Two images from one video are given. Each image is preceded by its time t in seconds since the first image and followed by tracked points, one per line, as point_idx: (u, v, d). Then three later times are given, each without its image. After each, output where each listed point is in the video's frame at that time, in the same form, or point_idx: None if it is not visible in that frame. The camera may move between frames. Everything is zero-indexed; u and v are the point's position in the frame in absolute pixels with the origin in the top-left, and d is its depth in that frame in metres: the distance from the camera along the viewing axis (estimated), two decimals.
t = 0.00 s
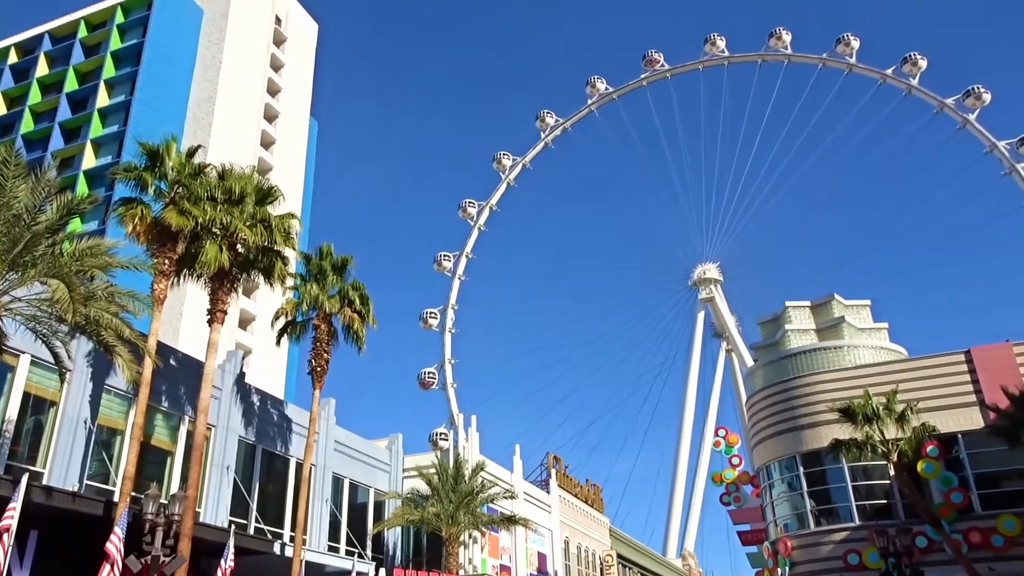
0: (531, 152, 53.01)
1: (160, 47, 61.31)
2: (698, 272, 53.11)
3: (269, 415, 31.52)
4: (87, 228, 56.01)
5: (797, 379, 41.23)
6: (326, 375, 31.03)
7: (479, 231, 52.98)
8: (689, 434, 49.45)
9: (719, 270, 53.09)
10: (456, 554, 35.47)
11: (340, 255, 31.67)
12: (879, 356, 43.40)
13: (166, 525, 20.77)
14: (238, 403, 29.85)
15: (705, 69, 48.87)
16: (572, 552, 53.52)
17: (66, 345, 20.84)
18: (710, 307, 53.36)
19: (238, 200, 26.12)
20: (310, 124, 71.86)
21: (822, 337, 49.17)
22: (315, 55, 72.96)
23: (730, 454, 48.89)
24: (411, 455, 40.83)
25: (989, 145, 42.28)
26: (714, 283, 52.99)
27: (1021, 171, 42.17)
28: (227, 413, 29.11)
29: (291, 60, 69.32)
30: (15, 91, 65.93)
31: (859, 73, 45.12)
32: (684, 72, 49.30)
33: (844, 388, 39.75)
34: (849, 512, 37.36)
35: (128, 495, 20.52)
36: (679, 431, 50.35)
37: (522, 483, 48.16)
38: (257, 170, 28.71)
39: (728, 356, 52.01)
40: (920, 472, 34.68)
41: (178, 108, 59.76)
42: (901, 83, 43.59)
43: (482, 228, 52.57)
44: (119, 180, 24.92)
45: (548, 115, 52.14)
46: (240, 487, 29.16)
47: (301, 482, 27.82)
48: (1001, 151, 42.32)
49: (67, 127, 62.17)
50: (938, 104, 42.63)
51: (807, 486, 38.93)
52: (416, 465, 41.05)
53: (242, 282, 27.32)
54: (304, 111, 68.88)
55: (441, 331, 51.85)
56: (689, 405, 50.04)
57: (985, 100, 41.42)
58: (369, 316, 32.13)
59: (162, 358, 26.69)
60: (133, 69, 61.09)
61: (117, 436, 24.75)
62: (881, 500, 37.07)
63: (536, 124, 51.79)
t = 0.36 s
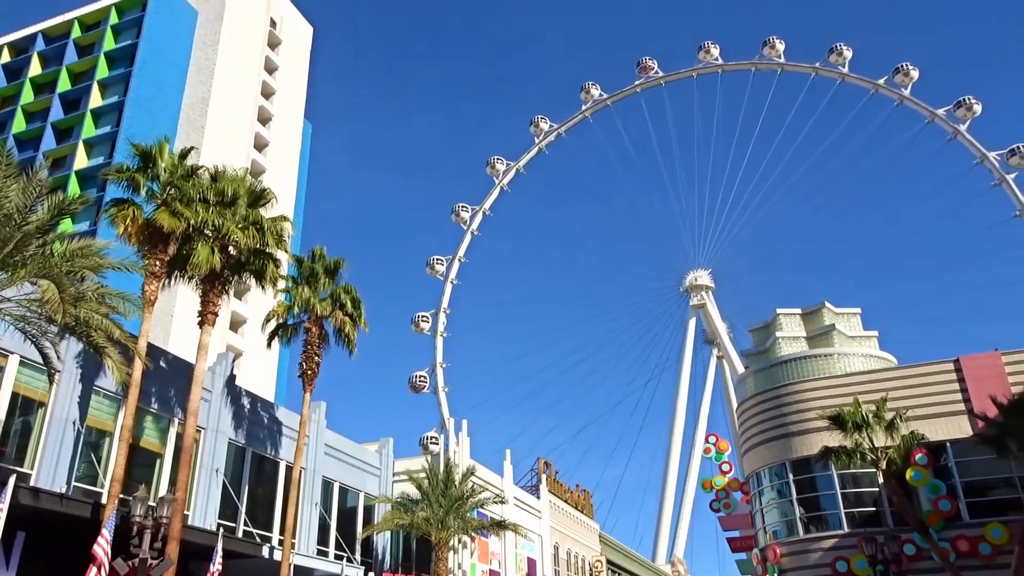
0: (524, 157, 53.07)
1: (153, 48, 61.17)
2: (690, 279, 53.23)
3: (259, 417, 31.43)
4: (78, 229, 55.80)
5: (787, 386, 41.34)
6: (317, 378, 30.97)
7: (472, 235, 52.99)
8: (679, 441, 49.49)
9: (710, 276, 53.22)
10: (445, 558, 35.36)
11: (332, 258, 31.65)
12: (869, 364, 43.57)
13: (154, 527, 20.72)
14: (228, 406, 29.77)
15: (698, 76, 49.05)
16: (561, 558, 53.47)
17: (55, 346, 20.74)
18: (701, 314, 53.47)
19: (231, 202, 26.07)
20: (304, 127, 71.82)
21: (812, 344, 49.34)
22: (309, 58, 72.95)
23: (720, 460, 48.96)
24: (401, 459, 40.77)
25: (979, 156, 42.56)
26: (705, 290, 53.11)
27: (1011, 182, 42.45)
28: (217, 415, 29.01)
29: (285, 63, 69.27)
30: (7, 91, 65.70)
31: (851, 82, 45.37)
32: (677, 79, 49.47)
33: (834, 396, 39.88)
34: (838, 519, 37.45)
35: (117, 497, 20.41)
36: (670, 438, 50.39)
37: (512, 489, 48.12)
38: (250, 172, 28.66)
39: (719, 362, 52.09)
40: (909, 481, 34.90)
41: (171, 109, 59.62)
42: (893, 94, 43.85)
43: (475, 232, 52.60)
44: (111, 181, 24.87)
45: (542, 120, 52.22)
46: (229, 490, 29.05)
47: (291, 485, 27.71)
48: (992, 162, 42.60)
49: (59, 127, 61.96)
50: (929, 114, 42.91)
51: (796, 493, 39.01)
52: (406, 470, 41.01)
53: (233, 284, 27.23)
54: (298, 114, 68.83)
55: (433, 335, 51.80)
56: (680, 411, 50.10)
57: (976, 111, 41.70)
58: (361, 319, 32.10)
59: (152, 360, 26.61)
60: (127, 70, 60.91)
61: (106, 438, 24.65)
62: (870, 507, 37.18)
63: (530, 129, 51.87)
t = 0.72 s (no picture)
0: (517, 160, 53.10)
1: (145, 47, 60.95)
2: (682, 283, 53.32)
3: (249, 419, 31.31)
4: (68, 228, 55.53)
5: (777, 391, 41.43)
6: (307, 380, 30.87)
7: (464, 238, 52.96)
8: (670, 445, 49.52)
9: (702, 281, 53.33)
10: (435, 562, 35.26)
11: (324, 260, 31.60)
12: (859, 370, 43.70)
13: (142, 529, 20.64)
14: (218, 407, 29.64)
15: (692, 81, 49.17)
16: (551, 561, 53.43)
17: (44, 346, 20.60)
18: (693, 318, 53.56)
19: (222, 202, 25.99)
20: (297, 128, 71.70)
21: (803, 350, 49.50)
22: (303, 60, 72.84)
23: (710, 465, 49.03)
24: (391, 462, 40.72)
25: (970, 164, 42.79)
26: (697, 294, 53.19)
27: (1001, 190, 42.69)
28: (207, 416, 28.89)
29: (279, 64, 69.14)
30: None
31: (843, 89, 45.56)
32: (671, 84, 49.59)
33: (825, 401, 39.98)
34: (827, 524, 37.50)
35: (104, 499, 20.27)
36: (660, 442, 50.41)
37: (502, 492, 48.06)
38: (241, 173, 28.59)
39: (710, 367, 52.18)
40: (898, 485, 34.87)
41: (163, 109, 59.40)
42: (885, 101, 44.06)
43: (468, 235, 52.58)
44: (102, 180, 24.76)
45: (535, 123, 52.26)
46: (218, 492, 28.93)
47: (280, 488, 27.59)
48: (982, 170, 42.83)
49: (50, 126, 61.66)
50: (921, 122, 43.12)
51: (786, 497, 39.07)
52: (397, 473, 40.96)
53: (224, 285, 27.12)
54: (291, 115, 68.69)
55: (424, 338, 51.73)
56: (671, 416, 50.15)
57: (967, 119, 41.92)
58: (352, 321, 32.04)
59: (142, 361, 26.48)
60: (119, 69, 60.68)
61: (94, 439, 24.51)
62: (859, 513, 37.27)
63: (524, 133, 51.90)
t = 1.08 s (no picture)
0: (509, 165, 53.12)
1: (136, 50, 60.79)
2: (673, 288, 53.42)
3: (239, 423, 31.18)
4: (57, 231, 55.28)
5: (768, 396, 41.53)
6: (297, 384, 30.76)
7: (456, 242, 52.93)
8: (661, 449, 49.54)
9: (693, 286, 53.46)
10: (425, 566, 35.15)
11: (315, 264, 31.56)
12: (848, 375, 43.84)
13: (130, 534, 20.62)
14: (207, 411, 29.51)
15: (683, 87, 49.33)
16: (541, 566, 53.39)
17: (32, 349, 20.48)
18: (683, 323, 53.65)
19: (213, 205, 25.92)
20: (288, 131, 71.60)
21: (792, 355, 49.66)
22: (295, 63, 72.76)
23: (701, 470, 49.10)
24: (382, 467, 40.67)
25: (958, 171, 43.05)
26: (688, 299, 53.29)
27: (989, 197, 42.96)
28: (196, 420, 28.77)
29: (270, 67, 69.05)
30: None
31: (834, 96, 45.78)
32: (663, 90, 49.74)
33: (814, 406, 40.11)
34: (817, 529, 37.59)
35: (92, 504, 20.15)
36: (651, 447, 50.42)
37: (493, 497, 48.00)
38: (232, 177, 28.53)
39: (701, 372, 52.24)
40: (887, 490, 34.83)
41: (154, 111, 59.22)
42: (875, 108, 44.30)
43: (459, 239, 52.55)
44: (92, 183, 24.66)
45: (528, 128, 52.32)
46: (207, 496, 28.79)
47: (269, 492, 27.46)
48: (971, 177, 43.09)
49: (40, 128, 61.38)
50: (910, 129, 43.36)
51: (776, 502, 39.13)
52: (387, 477, 40.93)
53: (214, 289, 27.02)
54: (282, 118, 68.57)
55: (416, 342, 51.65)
56: (661, 420, 50.19)
57: (956, 126, 42.18)
58: (343, 325, 31.97)
59: (131, 364, 26.36)
60: (110, 71, 60.47)
61: (82, 443, 24.37)
62: (848, 517, 37.38)
63: (516, 137, 51.94)
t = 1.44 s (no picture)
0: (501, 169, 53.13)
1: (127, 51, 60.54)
2: (663, 293, 53.51)
3: (228, 426, 31.04)
4: (45, 233, 54.97)
5: (757, 401, 41.63)
6: (287, 387, 30.65)
7: (447, 245, 52.88)
8: (651, 454, 49.55)
9: (683, 291, 53.56)
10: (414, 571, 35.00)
11: (305, 267, 31.49)
12: (838, 381, 43.97)
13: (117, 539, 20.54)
14: (196, 415, 29.38)
15: (675, 93, 49.46)
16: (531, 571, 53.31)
17: (19, 352, 20.34)
18: (674, 328, 53.73)
19: (203, 208, 25.83)
20: (279, 134, 71.46)
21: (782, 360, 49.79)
22: (286, 66, 72.65)
23: (691, 475, 49.14)
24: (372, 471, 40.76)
25: (947, 178, 43.29)
26: (678, 304, 53.37)
27: (978, 204, 43.20)
28: (184, 424, 28.62)
29: (262, 70, 68.92)
30: None
31: (824, 103, 45.99)
32: (654, 95, 49.85)
33: (804, 412, 40.23)
34: (806, 534, 37.64)
35: (79, 508, 20.04)
36: (641, 452, 50.43)
37: (483, 501, 47.93)
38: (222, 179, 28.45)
39: (692, 376, 52.30)
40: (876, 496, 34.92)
41: (144, 114, 58.97)
42: (865, 115, 44.51)
43: (450, 243, 52.51)
44: (81, 185, 24.52)
45: (519, 132, 52.34)
46: (195, 500, 28.63)
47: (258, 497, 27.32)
48: (959, 184, 43.34)
49: (29, 130, 61.06)
50: (900, 136, 43.59)
51: (766, 507, 39.18)
52: (377, 481, 40.98)
53: (203, 292, 26.91)
54: (274, 121, 68.42)
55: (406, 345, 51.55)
56: (651, 425, 50.22)
57: (945, 134, 42.42)
58: (333, 329, 31.90)
59: (119, 368, 26.23)
60: (99, 73, 60.22)
61: (69, 447, 24.21)
62: (837, 522, 37.45)
63: (508, 141, 51.95)
